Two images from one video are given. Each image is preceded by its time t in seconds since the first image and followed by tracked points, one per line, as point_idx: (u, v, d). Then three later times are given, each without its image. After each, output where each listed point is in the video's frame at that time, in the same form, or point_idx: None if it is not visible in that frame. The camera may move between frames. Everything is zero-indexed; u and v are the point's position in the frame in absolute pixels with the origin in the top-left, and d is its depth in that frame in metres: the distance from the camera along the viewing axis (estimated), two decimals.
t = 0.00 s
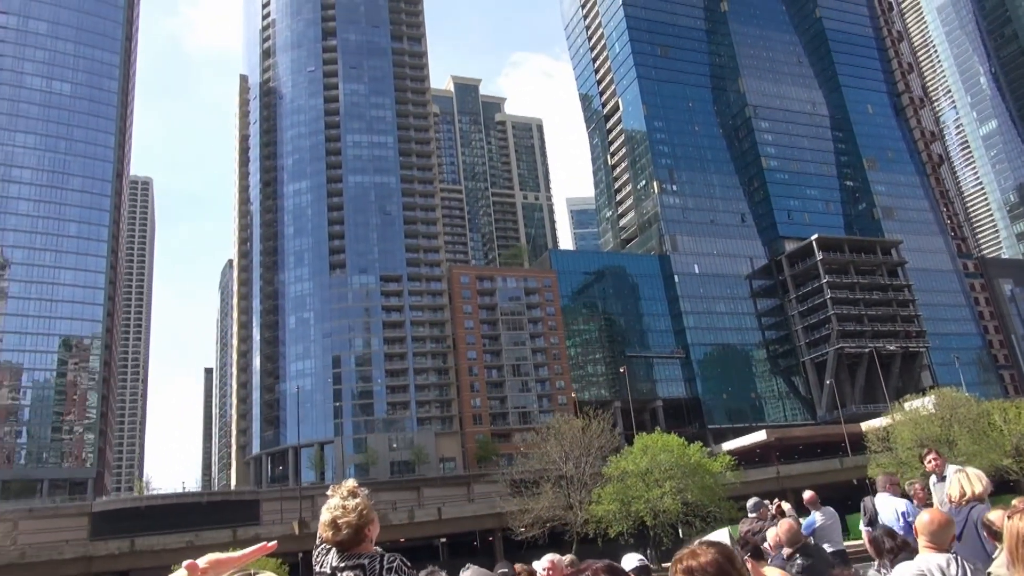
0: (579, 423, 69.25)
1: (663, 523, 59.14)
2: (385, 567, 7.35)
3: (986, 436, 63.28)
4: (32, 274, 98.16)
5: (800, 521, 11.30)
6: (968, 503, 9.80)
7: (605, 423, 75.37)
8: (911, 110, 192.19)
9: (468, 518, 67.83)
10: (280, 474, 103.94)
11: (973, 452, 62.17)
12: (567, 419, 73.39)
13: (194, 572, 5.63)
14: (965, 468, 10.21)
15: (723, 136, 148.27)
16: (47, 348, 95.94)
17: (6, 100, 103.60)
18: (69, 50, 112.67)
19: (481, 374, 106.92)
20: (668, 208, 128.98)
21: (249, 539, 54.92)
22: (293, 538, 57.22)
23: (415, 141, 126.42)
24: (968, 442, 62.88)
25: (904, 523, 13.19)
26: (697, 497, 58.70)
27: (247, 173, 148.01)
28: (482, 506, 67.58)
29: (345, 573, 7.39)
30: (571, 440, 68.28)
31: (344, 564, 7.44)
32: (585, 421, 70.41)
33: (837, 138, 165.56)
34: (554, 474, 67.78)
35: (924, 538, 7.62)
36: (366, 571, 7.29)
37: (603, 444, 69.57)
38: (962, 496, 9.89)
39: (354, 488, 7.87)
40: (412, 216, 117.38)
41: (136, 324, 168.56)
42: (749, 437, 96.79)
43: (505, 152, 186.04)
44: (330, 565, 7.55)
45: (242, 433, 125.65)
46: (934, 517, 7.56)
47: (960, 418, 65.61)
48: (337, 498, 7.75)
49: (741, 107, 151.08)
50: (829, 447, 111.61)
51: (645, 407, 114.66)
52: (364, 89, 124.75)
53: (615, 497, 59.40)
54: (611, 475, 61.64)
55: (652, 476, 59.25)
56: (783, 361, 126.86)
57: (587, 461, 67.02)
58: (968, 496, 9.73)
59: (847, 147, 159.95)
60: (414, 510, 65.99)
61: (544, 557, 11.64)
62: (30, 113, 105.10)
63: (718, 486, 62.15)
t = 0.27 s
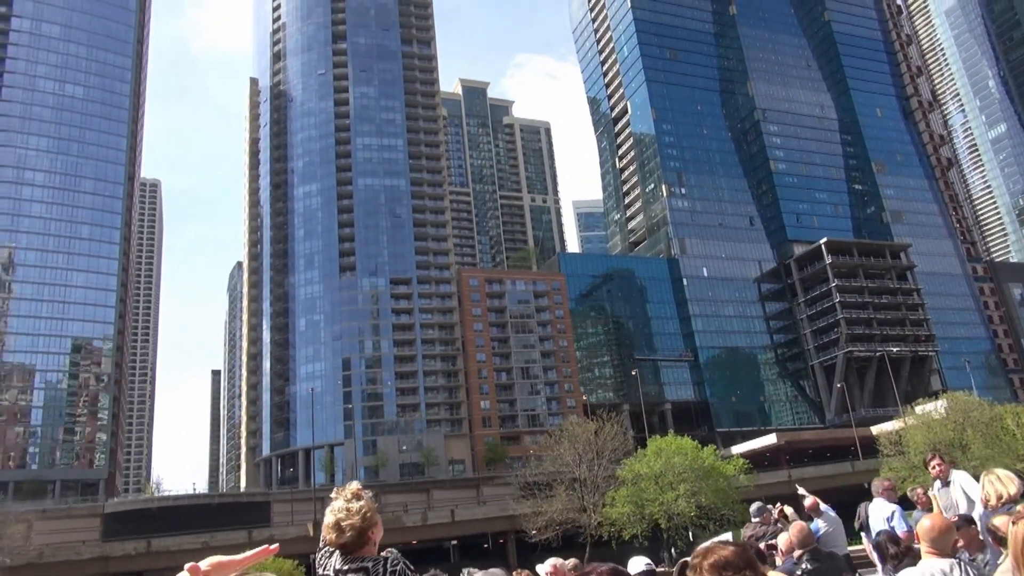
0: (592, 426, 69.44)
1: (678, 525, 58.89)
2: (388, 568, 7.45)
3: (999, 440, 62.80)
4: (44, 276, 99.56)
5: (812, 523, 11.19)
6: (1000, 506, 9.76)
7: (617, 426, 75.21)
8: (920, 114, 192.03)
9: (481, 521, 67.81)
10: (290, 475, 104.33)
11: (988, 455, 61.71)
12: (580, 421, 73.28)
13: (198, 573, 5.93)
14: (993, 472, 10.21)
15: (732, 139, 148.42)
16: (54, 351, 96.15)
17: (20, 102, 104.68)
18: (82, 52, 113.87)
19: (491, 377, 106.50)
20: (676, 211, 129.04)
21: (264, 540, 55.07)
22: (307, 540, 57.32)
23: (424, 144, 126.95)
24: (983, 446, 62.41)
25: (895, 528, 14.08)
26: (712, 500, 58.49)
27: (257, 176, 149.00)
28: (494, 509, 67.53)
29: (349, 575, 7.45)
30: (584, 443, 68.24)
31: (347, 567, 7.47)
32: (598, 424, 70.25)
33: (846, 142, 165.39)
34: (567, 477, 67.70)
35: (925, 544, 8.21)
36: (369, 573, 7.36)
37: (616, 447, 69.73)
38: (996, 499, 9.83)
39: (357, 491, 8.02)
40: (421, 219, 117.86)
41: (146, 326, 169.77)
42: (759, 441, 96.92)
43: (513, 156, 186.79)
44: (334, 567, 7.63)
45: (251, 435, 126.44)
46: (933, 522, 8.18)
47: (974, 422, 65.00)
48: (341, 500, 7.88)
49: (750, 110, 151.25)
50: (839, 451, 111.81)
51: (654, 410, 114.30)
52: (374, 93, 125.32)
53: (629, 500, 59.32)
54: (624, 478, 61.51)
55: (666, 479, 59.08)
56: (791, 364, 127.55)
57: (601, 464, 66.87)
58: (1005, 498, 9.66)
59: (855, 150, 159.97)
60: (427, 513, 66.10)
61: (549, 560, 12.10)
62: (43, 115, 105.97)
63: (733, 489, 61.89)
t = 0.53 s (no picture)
0: (603, 428, 70.02)
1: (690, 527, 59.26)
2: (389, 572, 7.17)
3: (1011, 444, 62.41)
4: (54, 276, 100.78)
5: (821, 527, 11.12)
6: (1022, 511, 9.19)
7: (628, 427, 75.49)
8: (927, 117, 192.17)
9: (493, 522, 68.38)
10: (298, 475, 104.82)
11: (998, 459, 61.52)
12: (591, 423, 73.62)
13: None
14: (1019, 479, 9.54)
15: (739, 142, 148.74)
16: (62, 349, 97.39)
17: (32, 102, 105.63)
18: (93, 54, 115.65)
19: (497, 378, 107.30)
20: (683, 213, 129.25)
21: (277, 539, 55.59)
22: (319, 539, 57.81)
23: (432, 145, 127.37)
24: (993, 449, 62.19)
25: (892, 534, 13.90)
26: (723, 501, 58.81)
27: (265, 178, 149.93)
28: (506, 509, 68.06)
29: None
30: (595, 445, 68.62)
31: (348, 569, 7.26)
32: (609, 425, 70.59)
33: (853, 144, 165.45)
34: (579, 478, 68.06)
35: (928, 549, 7.90)
36: (370, 574, 7.14)
37: (627, 449, 70.33)
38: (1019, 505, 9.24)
39: (359, 492, 7.79)
40: (429, 220, 118.24)
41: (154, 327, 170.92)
42: (766, 443, 96.95)
43: (519, 158, 187.46)
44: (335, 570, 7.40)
45: (259, 435, 127.22)
46: (938, 528, 7.83)
47: (986, 427, 64.51)
48: (343, 502, 7.66)
49: (757, 113, 151.62)
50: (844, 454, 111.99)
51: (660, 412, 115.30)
52: (383, 94, 125.77)
53: (640, 501, 59.75)
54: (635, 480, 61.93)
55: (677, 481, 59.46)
56: (797, 367, 127.67)
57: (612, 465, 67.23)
58: None
59: (862, 153, 160.32)
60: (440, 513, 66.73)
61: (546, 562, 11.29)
62: (55, 116, 107.40)
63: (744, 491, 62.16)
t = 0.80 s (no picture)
0: (614, 429, 70.27)
1: (701, 526, 59.57)
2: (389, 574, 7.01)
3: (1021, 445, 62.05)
4: (64, 275, 101.52)
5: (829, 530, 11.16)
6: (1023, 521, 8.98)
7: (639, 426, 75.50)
8: (933, 119, 192.30)
9: (505, 521, 68.77)
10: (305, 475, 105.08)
11: (1008, 460, 61.39)
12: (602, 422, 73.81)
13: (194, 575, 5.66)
14: None
15: (745, 143, 148.94)
16: (71, 349, 98.07)
17: (42, 102, 106.43)
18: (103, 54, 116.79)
19: (505, 378, 107.23)
20: (689, 215, 129.25)
21: (289, 538, 56.15)
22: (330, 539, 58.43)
23: (439, 145, 127.62)
24: (1003, 450, 61.90)
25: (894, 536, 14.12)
26: (735, 501, 59.12)
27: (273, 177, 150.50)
28: (517, 509, 68.39)
29: None
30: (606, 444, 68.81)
31: (348, 569, 7.11)
32: (619, 425, 70.75)
33: (859, 146, 165.55)
34: (590, 478, 68.25)
35: (931, 553, 8.12)
36: (370, 574, 6.98)
37: (639, 449, 70.38)
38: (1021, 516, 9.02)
39: (361, 493, 7.67)
40: (436, 221, 118.58)
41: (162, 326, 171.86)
42: (774, 444, 97.08)
43: (525, 159, 188.03)
44: (336, 572, 7.23)
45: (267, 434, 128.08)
46: (939, 532, 8.09)
47: (995, 429, 63.93)
48: (345, 503, 7.56)
49: (763, 114, 151.87)
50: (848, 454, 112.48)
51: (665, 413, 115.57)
52: (391, 94, 126.12)
53: (651, 502, 60.13)
54: (647, 480, 62.27)
55: (689, 481, 59.78)
56: (803, 368, 127.95)
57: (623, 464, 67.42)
58: None
59: (868, 155, 160.69)
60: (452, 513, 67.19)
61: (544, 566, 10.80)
62: (64, 116, 108.35)
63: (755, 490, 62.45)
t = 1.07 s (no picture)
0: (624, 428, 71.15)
1: (713, 525, 60.76)
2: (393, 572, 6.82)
3: None
4: (74, 274, 102.36)
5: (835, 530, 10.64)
6: None
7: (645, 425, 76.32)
8: (940, 118, 192.04)
9: (515, 519, 69.50)
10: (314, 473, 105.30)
11: (1018, 460, 61.53)
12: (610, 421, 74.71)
13: None
14: None
15: (752, 142, 148.90)
16: (81, 347, 98.92)
17: (52, 101, 107.55)
18: (112, 55, 118.20)
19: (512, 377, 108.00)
20: (697, 214, 129.02)
21: (304, 535, 56.92)
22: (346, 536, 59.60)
23: (447, 145, 127.62)
24: (1013, 450, 62.00)
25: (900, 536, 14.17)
26: (747, 500, 60.61)
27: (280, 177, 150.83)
28: (528, 507, 69.12)
29: None
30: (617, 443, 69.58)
31: (353, 569, 6.92)
32: (629, 423, 71.69)
33: (865, 145, 165.41)
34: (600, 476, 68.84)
35: (936, 554, 8.18)
36: (375, 575, 6.79)
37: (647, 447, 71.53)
38: None
39: (365, 492, 7.40)
40: (444, 220, 118.67)
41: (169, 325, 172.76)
42: (783, 443, 96.77)
43: (531, 157, 188.20)
44: (339, 570, 7.06)
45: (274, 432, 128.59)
46: (945, 531, 8.15)
47: (1005, 427, 64.08)
48: (349, 502, 7.29)
49: (770, 113, 151.74)
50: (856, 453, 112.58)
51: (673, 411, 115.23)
52: (399, 94, 126.27)
53: (666, 499, 61.02)
54: (660, 478, 63.22)
55: (703, 480, 61.01)
56: (810, 368, 128.47)
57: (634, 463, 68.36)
58: None
59: (875, 154, 160.52)
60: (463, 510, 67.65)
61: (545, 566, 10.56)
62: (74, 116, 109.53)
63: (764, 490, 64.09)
